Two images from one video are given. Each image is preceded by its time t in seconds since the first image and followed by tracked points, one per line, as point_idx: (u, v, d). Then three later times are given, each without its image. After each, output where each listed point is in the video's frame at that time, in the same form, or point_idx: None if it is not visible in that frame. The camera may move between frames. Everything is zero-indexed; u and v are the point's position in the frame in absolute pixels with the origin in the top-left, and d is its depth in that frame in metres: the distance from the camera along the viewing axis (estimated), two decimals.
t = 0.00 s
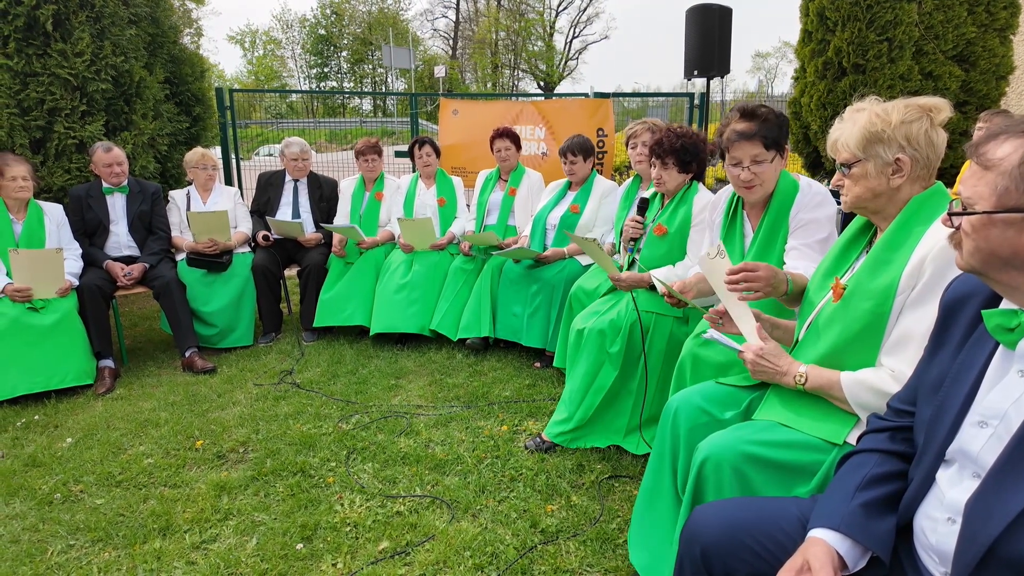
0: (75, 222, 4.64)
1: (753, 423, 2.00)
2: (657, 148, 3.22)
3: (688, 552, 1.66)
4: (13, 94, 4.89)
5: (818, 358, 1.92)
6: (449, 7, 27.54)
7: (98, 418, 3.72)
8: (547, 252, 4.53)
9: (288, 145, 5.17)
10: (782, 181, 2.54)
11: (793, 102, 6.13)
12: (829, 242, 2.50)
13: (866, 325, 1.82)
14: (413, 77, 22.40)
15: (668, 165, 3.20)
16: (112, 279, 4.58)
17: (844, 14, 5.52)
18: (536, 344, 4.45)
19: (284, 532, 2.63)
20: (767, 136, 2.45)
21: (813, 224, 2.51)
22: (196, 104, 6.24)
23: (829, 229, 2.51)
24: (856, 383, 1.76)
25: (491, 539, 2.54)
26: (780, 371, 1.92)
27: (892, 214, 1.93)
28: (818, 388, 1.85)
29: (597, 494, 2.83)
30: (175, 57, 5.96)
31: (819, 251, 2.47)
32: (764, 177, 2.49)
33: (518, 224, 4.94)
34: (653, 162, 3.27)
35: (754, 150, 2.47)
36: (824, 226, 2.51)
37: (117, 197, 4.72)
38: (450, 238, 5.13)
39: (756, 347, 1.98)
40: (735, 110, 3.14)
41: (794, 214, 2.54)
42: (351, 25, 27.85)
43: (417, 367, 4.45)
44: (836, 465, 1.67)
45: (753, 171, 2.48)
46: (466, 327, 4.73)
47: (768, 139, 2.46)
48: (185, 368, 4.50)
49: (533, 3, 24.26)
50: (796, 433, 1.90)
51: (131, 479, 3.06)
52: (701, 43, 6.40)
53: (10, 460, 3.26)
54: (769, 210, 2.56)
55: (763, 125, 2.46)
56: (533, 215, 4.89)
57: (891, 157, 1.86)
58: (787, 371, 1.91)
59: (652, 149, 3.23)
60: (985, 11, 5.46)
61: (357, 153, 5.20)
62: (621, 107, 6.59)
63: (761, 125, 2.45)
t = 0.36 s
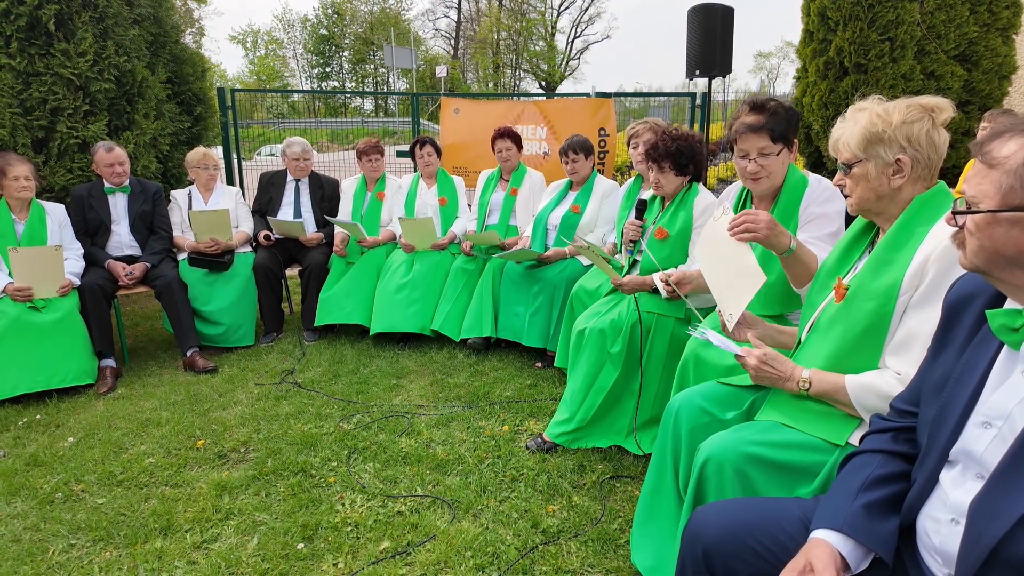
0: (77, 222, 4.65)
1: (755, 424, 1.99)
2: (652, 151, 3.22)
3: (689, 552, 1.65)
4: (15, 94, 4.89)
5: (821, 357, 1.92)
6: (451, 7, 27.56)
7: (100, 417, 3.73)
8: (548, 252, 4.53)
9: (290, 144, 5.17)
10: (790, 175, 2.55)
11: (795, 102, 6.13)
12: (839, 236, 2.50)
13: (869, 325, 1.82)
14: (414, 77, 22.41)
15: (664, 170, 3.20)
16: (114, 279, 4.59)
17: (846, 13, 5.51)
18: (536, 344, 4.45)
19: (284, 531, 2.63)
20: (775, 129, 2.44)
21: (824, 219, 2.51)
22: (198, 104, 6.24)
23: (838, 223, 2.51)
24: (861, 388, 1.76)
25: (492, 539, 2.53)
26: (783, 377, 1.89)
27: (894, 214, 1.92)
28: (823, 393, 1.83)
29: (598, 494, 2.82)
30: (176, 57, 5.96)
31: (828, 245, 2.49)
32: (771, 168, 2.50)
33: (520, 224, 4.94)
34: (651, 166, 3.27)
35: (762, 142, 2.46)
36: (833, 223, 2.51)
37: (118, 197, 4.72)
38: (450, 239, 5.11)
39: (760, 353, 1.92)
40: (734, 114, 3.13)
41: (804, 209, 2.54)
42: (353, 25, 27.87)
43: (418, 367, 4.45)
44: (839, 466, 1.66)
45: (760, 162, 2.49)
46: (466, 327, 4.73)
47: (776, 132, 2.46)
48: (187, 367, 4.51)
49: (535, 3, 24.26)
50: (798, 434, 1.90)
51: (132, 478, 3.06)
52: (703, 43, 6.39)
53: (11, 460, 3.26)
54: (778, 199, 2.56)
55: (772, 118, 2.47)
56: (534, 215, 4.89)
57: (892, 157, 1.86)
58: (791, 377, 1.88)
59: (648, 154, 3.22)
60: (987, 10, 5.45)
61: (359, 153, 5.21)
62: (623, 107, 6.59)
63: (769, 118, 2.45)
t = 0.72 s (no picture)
0: (79, 222, 4.66)
1: (758, 424, 1.99)
2: (656, 149, 3.21)
3: (691, 553, 1.65)
4: (18, 94, 4.90)
5: (822, 359, 1.91)
6: (453, 7, 27.57)
7: (103, 417, 3.73)
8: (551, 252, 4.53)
9: (292, 145, 5.17)
10: (802, 170, 2.58)
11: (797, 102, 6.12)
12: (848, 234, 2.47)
13: (869, 326, 1.82)
14: (416, 77, 22.43)
15: (668, 167, 3.19)
16: (116, 279, 4.59)
17: (848, 14, 5.50)
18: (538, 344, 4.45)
19: (286, 531, 2.63)
20: (782, 122, 2.48)
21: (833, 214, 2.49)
22: (200, 104, 6.24)
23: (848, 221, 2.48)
24: (864, 388, 1.75)
25: (494, 539, 2.54)
26: (786, 373, 1.89)
27: (896, 215, 1.92)
28: (825, 391, 1.83)
29: (600, 494, 2.82)
30: (179, 57, 5.96)
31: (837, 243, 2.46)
32: (775, 162, 2.53)
33: (522, 224, 4.95)
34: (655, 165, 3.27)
35: (767, 136, 2.50)
36: (842, 220, 2.48)
37: (121, 197, 4.73)
38: (452, 239, 5.11)
39: (763, 349, 1.93)
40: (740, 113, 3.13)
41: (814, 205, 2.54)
42: (354, 25, 27.90)
43: (420, 367, 4.45)
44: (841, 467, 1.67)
45: (763, 156, 2.54)
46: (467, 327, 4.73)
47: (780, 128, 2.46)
48: (189, 367, 4.52)
49: (536, 3, 24.27)
50: (800, 434, 1.90)
51: (135, 478, 3.07)
52: (705, 43, 6.38)
53: (14, 459, 3.27)
54: (789, 193, 2.58)
55: (781, 112, 2.50)
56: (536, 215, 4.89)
57: (890, 160, 1.86)
58: (793, 373, 1.88)
59: (651, 151, 3.22)
60: (990, 11, 5.44)
61: (361, 153, 5.22)
62: (624, 107, 6.58)
63: (779, 112, 2.49)
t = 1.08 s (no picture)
0: (82, 222, 4.67)
1: (760, 425, 2.00)
2: (664, 149, 3.23)
3: (693, 553, 1.65)
4: (21, 95, 4.92)
5: (823, 360, 1.92)
6: (454, 7, 27.57)
7: (106, 417, 3.75)
8: (552, 253, 4.53)
9: (294, 145, 5.17)
10: (806, 172, 2.56)
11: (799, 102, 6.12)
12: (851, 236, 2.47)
13: (871, 326, 1.82)
14: (418, 77, 22.45)
15: (675, 168, 3.20)
16: (119, 279, 4.60)
17: (851, 14, 5.50)
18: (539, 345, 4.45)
19: (289, 531, 2.64)
20: (795, 121, 2.53)
21: (836, 225, 2.48)
22: (202, 104, 6.24)
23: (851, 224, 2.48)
24: (868, 387, 1.75)
25: (496, 539, 2.54)
26: (790, 368, 1.90)
27: (898, 217, 1.93)
28: (829, 388, 1.83)
29: (602, 495, 2.83)
30: (182, 57, 5.98)
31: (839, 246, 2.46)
32: (789, 162, 2.54)
33: (523, 224, 4.95)
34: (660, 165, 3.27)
35: (781, 134, 2.54)
36: (845, 225, 2.48)
37: (123, 197, 4.74)
38: (455, 238, 5.12)
39: (767, 344, 1.93)
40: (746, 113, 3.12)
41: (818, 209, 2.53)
42: (356, 25, 27.93)
43: (422, 367, 4.46)
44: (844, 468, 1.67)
45: (777, 155, 2.55)
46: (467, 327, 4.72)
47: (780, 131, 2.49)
48: (191, 367, 4.53)
49: (537, 3, 24.27)
50: (802, 436, 1.90)
51: (138, 477, 3.08)
52: (707, 43, 6.38)
53: (18, 459, 3.28)
54: (792, 194, 2.56)
55: (791, 113, 2.55)
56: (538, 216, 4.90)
57: (892, 161, 1.86)
58: (798, 369, 1.89)
59: (660, 151, 3.23)
60: (993, 11, 5.44)
61: (364, 153, 5.23)
62: (626, 108, 6.59)
63: (790, 112, 2.55)
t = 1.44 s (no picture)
0: (85, 222, 4.67)
1: (762, 426, 1.99)
2: (669, 150, 3.22)
3: (695, 554, 1.65)
4: (23, 95, 4.93)
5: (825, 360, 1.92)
6: (456, 8, 27.59)
7: (108, 417, 3.75)
8: (553, 253, 4.52)
9: (296, 145, 5.18)
10: (805, 173, 2.56)
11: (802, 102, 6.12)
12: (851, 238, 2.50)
13: (873, 327, 1.82)
14: (419, 77, 22.46)
15: (680, 169, 3.20)
16: (122, 279, 4.61)
17: (853, 14, 5.49)
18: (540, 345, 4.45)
19: (291, 531, 2.64)
20: (787, 126, 2.51)
21: (837, 224, 2.50)
22: (204, 104, 6.25)
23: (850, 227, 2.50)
24: (867, 382, 1.76)
25: (498, 539, 2.54)
26: (790, 358, 1.91)
27: (903, 217, 1.92)
28: (828, 380, 1.85)
29: (604, 495, 2.83)
30: (184, 58, 5.99)
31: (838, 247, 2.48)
32: (780, 167, 2.52)
33: (525, 224, 4.96)
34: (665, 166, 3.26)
35: (773, 139, 2.52)
36: (846, 227, 2.50)
37: (126, 197, 4.74)
38: (456, 239, 5.12)
39: (768, 333, 1.94)
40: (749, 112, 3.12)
41: (817, 211, 2.53)
42: (358, 26, 27.95)
43: (423, 367, 4.47)
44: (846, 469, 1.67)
45: (768, 160, 2.54)
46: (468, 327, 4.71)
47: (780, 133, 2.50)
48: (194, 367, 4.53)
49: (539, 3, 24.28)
50: (805, 437, 1.90)
51: (140, 477, 3.08)
52: (709, 43, 6.38)
53: (20, 459, 3.28)
54: (791, 198, 2.55)
55: (784, 117, 2.53)
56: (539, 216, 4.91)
57: (902, 159, 1.86)
58: (798, 359, 1.90)
59: (664, 153, 3.23)
60: (996, 11, 5.43)
61: (366, 154, 5.24)
62: (628, 107, 6.58)
63: (784, 115, 2.52)
